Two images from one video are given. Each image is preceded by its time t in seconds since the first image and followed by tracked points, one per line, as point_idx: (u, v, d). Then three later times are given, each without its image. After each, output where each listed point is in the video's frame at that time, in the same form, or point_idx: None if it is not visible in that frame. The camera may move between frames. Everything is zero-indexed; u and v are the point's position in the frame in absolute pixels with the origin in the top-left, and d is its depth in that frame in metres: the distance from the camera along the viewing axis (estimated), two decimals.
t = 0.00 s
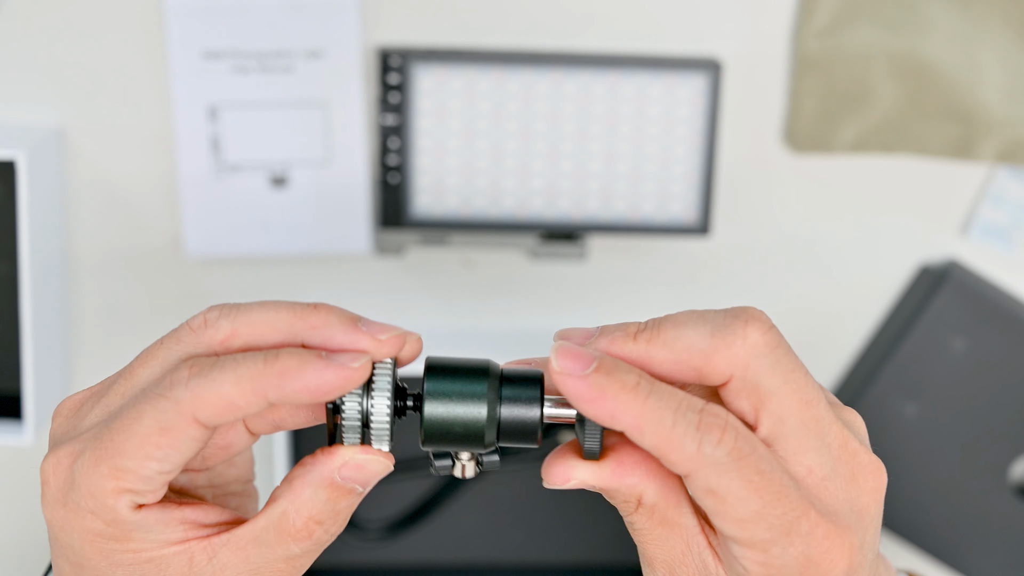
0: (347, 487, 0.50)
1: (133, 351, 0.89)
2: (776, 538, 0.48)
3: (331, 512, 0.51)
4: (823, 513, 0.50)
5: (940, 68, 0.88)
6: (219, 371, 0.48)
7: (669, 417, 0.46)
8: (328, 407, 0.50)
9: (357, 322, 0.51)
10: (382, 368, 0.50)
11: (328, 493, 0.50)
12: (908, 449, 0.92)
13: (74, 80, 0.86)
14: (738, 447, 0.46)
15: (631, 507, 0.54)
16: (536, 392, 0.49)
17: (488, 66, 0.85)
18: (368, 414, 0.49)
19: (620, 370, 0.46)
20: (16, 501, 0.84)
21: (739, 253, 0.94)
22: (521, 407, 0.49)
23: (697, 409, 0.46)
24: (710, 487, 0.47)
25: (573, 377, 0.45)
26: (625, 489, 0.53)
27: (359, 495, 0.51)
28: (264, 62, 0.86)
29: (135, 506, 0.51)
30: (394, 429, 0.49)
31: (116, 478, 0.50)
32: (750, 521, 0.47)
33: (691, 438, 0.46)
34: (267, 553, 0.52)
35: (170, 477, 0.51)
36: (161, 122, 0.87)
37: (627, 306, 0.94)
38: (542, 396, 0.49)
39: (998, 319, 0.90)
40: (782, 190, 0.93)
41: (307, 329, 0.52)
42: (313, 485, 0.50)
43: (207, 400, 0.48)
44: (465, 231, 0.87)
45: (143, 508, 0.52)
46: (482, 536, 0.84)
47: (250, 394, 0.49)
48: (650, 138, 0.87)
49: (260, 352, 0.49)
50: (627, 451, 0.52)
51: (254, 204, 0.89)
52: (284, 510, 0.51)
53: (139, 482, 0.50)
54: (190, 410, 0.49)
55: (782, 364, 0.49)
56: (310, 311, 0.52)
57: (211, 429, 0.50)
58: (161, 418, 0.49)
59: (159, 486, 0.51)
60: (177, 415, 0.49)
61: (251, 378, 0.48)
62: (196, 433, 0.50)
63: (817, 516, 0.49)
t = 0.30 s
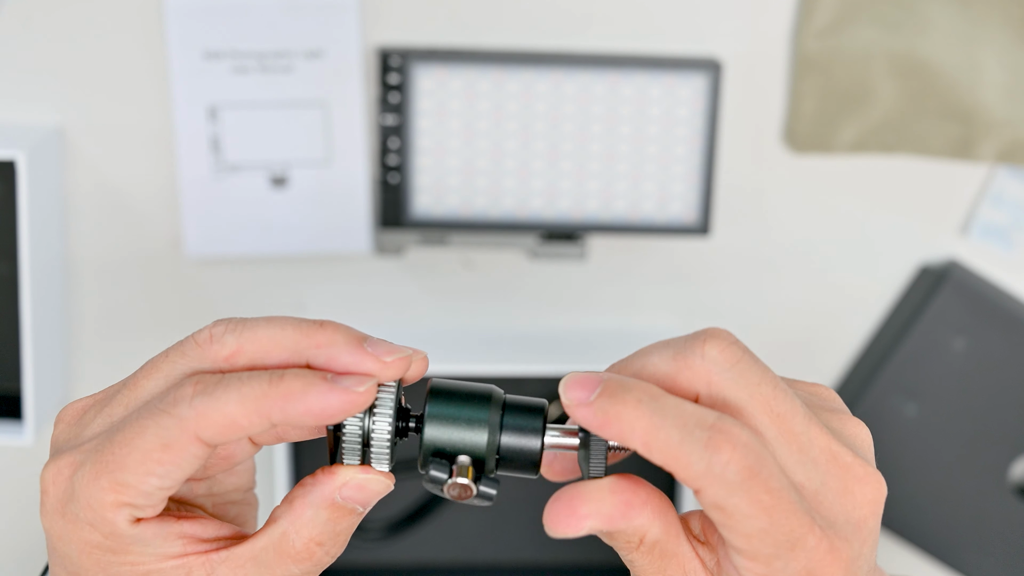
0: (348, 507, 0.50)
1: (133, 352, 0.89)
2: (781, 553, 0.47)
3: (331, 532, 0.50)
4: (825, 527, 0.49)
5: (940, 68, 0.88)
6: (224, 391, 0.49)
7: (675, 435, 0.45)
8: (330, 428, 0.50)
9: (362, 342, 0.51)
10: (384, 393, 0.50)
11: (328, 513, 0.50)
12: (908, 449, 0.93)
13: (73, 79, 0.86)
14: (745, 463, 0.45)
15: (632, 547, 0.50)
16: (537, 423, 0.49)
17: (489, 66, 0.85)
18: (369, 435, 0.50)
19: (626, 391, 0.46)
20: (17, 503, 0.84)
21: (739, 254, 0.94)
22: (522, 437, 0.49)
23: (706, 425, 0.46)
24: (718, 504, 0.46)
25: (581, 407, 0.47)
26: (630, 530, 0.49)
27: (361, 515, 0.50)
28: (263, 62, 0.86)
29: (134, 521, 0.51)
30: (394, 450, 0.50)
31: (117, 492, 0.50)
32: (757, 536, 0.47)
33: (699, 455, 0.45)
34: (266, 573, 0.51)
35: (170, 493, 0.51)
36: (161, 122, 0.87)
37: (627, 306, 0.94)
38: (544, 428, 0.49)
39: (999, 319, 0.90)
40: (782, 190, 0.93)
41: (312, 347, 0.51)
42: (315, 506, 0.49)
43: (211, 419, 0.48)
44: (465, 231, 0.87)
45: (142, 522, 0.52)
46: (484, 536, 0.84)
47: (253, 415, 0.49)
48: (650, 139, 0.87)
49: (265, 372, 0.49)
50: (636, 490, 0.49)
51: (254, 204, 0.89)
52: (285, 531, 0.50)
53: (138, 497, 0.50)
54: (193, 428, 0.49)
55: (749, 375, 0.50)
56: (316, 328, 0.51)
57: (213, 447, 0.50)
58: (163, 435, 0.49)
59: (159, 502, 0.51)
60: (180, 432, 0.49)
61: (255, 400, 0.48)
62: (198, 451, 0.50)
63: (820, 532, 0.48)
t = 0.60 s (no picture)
0: (326, 517, 0.50)
1: (133, 351, 0.90)
2: None
3: (308, 541, 0.51)
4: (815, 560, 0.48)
5: (940, 68, 0.88)
6: (210, 396, 0.49)
7: (655, 442, 0.47)
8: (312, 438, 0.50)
9: (356, 356, 0.50)
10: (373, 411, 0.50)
11: (306, 522, 0.51)
12: (907, 449, 0.93)
13: (73, 79, 0.86)
14: (723, 470, 0.46)
15: None
16: (521, 458, 0.48)
17: (489, 66, 0.85)
18: (352, 447, 0.49)
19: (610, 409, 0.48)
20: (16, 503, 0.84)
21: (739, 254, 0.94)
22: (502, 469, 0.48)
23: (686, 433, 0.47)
24: (697, 514, 0.46)
25: (567, 410, 0.50)
26: (625, 560, 0.51)
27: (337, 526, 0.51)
28: (263, 62, 0.86)
29: (112, 515, 0.52)
30: (373, 466, 0.49)
31: (98, 486, 0.51)
32: (737, 553, 0.46)
33: (677, 460, 0.46)
34: None
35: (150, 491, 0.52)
36: (161, 122, 0.87)
37: (627, 306, 0.94)
38: (526, 465, 0.48)
39: (999, 319, 0.90)
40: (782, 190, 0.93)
41: (304, 357, 0.51)
42: (292, 514, 0.50)
43: (196, 423, 0.49)
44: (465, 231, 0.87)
45: (120, 517, 0.52)
46: (482, 535, 0.84)
47: (236, 423, 0.49)
48: (650, 139, 0.87)
49: (253, 382, 0.49)
50: (622, 527, 0.51)
51: (254, 204, 0.89)
52: (261, 537, 0.51)
53: (118, 492, 0.51)
54: (176, 430, 0.49)
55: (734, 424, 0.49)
56: (309, 339, 0.51)
57: (196, 450, 0.50)
58: (147, 433, 0.49)
59: (137, 498, 0.52)
60: (164, 430, 0.49)
61: (240, 408, 0.49)
62: (180, 452, 0.50)
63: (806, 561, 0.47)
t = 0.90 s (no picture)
0: (325, 522, 0.50)
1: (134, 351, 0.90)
2: None
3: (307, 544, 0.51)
4: None
5: (940, 68, 0.88)
6: (211, 397, 0.49)
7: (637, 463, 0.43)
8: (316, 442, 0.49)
9: (359, 360, 0.50)
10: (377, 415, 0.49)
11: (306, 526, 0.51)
12: (906, 448, 0.93)
13: (73, 79, 0.86)
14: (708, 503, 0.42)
15: None
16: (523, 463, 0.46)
17: (488, 66, 0.85)
18: (354, 451, 0.49)
19: (600, 441, 0.43)
20: (17, 503, 0.84)
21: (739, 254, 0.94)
22: (505, 474, 0.46)
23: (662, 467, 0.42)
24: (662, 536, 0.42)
25: (553, 433, 0.44)
26: None
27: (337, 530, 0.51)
28: (263, 62, 0.86)
29: (114, 511, 0.52)
30: (374, 472, 0.48)
31: (101, 482, 0.51)
32: None
33: (650, 489, 0.42)
34: None
35: (152, 489, 0.52)
36: (161, 122, 0.87)
37: (627, 306, 0.94)
38: (528, 467, 0.46)
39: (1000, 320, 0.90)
40: (782, 190, 0.93)
41: (306, 361, 0.51)
42: (292, 516, 0.50)
43: (196, 423, 0.49)
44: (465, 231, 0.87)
45: (123, 514, 0.52)
46: (484, 535, 0.84)
47: (235, 424, 0.49)
48: (650, 139, 0.87)
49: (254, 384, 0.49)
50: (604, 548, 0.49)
51: (254, 204, 0.89)
52: (261, 538, 0.51)
53: (119, 489, 0.51)
54: (177, 430, 0.49)
55: (727, 459, 0.44)
56: (313, 343, 0.51)
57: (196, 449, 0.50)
58: (149, 430, 0.49)
59: (138, 496, 0.52)
60: (166, 428, 0.49)
61: (239, 410, 0.49)
62: (181, 452, 0.50)
63: None
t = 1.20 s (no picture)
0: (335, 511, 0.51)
1: (133, 351, 0.89)
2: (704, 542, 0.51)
3: (319, 533, 0.52)
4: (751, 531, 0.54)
5: (940, 68, 0.88)
6: (224, 386, 0.50)
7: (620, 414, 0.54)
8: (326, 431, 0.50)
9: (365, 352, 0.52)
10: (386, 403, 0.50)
11: (318, 515, 0.52)
12: (906, 448, 0.93)
13: (73, 79, 0.86)
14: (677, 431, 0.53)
15: None
16: (526, 447, 0.49)
17: (488, 66, 0.85)
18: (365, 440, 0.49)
19: (601, 393, 0.56)
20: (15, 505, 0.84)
21: (739, 254, 0.94)
22: (509, 460, 0.49)
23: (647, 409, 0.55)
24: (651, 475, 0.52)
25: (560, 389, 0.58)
26: None
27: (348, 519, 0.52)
28: (263, 62, 0.86)
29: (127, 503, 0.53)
30: (385, 460, 0.48)
31: (113, 473, 0.52)
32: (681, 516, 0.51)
33: (644, 430, 0.53)
34: (253, 568, 0.53)
35: (166, 480, 0.53)
36: (161, 122, 0.87)
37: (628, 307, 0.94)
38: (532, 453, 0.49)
39: (999, 320, 0.90)
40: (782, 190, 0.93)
41: (315, 352, 0.54)
42: (303, 505, 0.51)
43: (209, 412, 0.50)
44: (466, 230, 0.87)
45: (135, 507, 0.53)
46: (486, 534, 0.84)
47: (248, 414, 0.51)
48: (650, 138, 0.87)
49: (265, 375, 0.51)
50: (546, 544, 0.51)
51: (254, 204, 0.89)
52: (273, 529, 0.52)
53: (133, 480, 0.52)
54: (191, 419, 0.51)
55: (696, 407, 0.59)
56: (321, 335, 0.54)
57: (209, 439, 0.52)
58: (162, 420, 0.51)
59: (152, 486, 0.53)
60: (179, 418, 0.51)
61: (252, 400, 0.51)
62: (194, 441, 0.51)
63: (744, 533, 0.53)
